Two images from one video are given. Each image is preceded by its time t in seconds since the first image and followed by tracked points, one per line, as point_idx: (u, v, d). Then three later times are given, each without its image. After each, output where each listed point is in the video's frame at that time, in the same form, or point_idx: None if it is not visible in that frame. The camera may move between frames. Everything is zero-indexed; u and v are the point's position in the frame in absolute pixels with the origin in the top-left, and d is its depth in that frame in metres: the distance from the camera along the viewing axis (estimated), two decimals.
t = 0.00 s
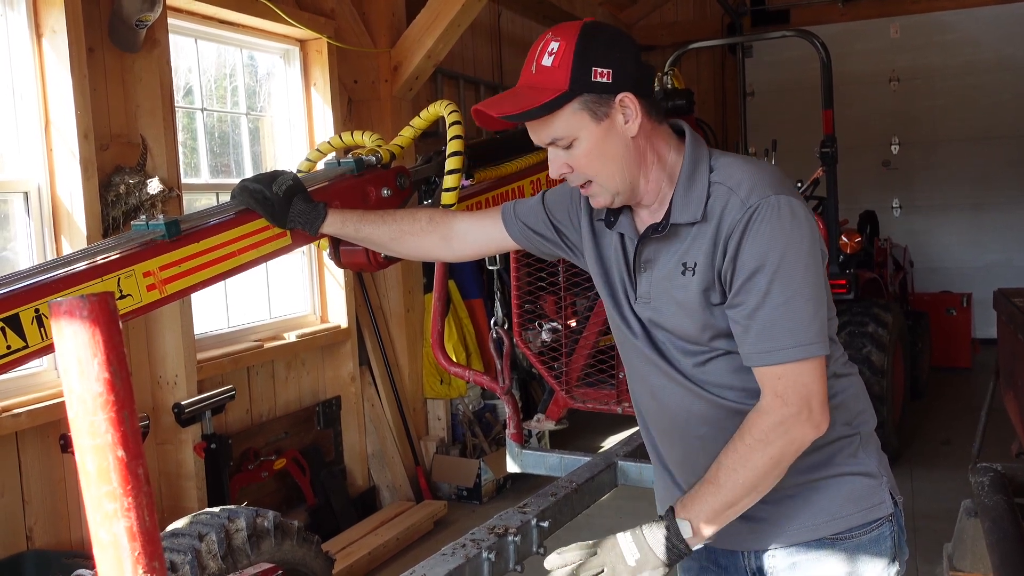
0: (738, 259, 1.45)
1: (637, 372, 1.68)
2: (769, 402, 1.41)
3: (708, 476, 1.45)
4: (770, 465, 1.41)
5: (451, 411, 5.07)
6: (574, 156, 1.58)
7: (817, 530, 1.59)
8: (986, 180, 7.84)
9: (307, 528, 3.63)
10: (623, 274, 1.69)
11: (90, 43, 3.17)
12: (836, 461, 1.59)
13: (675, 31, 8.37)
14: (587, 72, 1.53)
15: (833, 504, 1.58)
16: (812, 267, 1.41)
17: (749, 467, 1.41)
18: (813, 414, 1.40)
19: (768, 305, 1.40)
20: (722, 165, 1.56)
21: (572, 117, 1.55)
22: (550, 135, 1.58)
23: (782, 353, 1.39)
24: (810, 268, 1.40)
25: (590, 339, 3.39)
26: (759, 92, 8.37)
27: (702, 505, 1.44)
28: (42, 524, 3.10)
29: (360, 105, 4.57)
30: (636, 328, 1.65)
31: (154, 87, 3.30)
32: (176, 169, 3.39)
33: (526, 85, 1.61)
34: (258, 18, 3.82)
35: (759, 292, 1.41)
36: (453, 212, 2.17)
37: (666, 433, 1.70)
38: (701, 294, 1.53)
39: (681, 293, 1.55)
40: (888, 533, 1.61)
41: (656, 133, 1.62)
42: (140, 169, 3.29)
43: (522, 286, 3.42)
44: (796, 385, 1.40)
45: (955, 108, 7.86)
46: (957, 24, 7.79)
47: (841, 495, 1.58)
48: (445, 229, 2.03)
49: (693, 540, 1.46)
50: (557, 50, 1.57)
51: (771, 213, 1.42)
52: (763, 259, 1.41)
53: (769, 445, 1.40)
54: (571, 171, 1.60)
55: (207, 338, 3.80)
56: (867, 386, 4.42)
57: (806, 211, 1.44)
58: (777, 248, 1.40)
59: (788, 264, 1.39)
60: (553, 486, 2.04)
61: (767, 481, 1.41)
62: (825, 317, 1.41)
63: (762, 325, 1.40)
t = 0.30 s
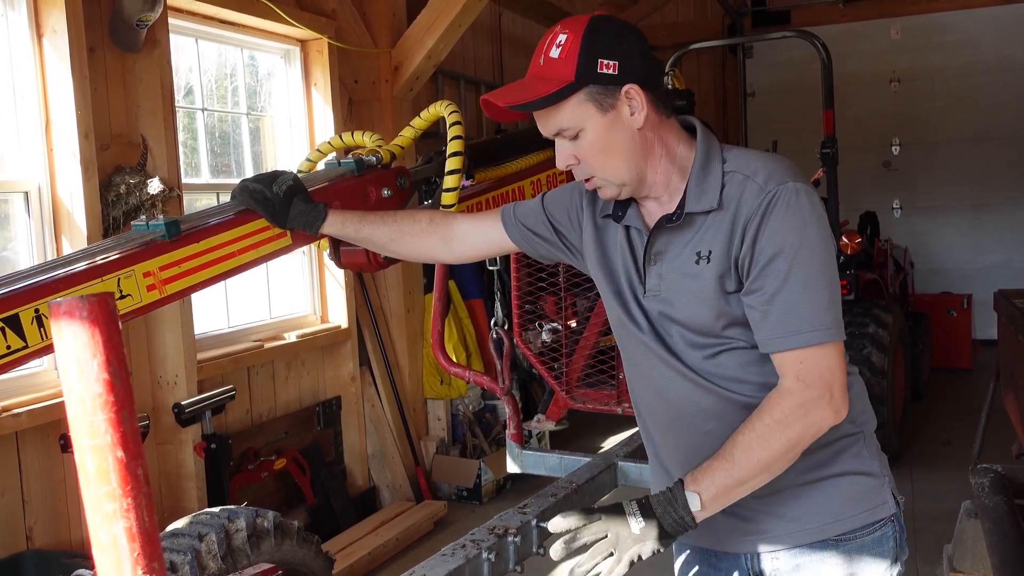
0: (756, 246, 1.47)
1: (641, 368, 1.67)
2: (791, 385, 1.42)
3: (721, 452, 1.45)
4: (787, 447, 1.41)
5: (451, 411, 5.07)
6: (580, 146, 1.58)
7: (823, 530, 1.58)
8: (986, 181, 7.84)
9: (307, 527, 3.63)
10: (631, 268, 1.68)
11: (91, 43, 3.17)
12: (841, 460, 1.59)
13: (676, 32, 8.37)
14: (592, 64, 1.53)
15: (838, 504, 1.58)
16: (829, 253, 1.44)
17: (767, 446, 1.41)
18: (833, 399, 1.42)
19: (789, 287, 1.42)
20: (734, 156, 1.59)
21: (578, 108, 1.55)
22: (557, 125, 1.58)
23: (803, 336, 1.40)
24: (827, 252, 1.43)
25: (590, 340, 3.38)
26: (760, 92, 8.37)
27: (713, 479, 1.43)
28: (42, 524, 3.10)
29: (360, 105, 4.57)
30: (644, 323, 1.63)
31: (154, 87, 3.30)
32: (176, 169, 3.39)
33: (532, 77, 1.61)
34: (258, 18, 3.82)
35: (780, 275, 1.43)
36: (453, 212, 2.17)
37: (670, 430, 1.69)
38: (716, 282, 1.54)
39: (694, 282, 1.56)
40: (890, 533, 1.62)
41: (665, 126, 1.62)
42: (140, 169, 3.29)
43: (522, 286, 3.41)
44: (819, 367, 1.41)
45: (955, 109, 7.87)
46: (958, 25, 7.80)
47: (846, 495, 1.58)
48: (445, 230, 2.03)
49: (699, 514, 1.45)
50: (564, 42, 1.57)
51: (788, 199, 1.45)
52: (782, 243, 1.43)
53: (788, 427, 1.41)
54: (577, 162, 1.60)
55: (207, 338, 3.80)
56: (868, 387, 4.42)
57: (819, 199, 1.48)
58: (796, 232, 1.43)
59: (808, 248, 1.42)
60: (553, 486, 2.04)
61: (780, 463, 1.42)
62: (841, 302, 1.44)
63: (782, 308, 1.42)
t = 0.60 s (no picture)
0: (781, 229, 1.48)
1: (655, 360, 1.65)
2: (824, 362, 1.43)
3: (750, 431, 1.46)
4: (822, 424, 1.43)
5: (450, 411, 5.07)
6: (594, 132, 1.58)
7: (833, 531, 1.58)
8: (986, 181, 7.84)
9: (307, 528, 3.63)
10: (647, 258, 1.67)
11: (90, 42, 3.17)
12: (850, 459, 1.59)
13: (676, 32, 8.37)
14: (608, 48, 1.54)
15: (848, 503, 1.58)
16: (852, 235, 1.46)
17: (800, 424, 1.42)
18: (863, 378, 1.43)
19: (817, 268, 1.43)
20: (750, 145, 1.61)
21: (593, 92, 1.56)
22: (572, 111, 1.58)
23: (834, 316, 1.42)
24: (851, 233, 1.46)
25: (590, 340, 3.38)
26: (759, 93, 8.37)
27: (744, 456, 1.44)
28: (41, 523, 3.10)
29: (360, 104, 4.57)
30: (656, 314, 1.63)
31: (153, 86, 3.30)
32: (176, 170, 3.39)
33: (547, 63, 1.63)
34: (258, 18, 3.82)
35: (809, 256, 1.44)
36: (452, 212, 2.17)
37: (683, 424, 1.67)
38: (739, 267, 1.53)
39: (716, 268, 1.56)
40: (896, 531, 1.63)
41: (679, 115, 1.62)
42: (139, 168, 3.28)
43: (522, 287, 3.41)
44: (851, 346, 1.43)
45: (956, 109, 7.87)
46: (958, 26, 7.80)
47: (855, 494, 1.58)
48: (444, 230, 2.02)
49: (728, 490, 1.46)
50: (579, 28, 1.58)
51: (812, 183, 1.47)
52: (809, 224, 1.44)
53: (822, 404, 1.42)
54: (591, 148, 1.60)
55: (207, 338, 3.80)
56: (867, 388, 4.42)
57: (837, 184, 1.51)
58: (823, 213, 1.44)
59: (835, 228, 1.44)
60: (552, 486, 2.04)
61: (810, 441, 1.43)
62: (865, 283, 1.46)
63: (812, 288, 1.43)
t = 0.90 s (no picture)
0: (780, 232, 1.49)
1: (652, 362, 1.65)
2: (828, 366, 1.43)
3: (756, 437, 1.44)
4: (827, 429, 1.42)
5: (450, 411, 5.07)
6: (593, 134, 1.58)
7: (831, 532, 1.58)
8: (986, 181, 7.84)
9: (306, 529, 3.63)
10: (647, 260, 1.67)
11: (89, 43, 3.17)
12: (849, 460, 1.59)
13: (675, 32, 8.37)
14: (607, 49, 1.55)
15: (846, 505, 1.58)
16: (852, 239, 1.46)
17: (807, 430, 1.42)
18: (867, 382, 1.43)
19: (818, 273, 1.43)
20: (748, 147, 1.61)
21: (592, 93, 1.56)
22: (570, 112, 1.58)
23: (835, 320, 1.42)
24: (852, 236, 1.46)
25: (589, 340, 3.38)
26: (758, 93, 8.37)
27: (751, 464, 1.42)
28: (41, 524, 3.11)
29: (359, 105, 4.58)
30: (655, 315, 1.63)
31: (153, 86, 3.29)
32: (175, 170, 3.38)
33: (546, 65, 1.63)
34: (258, 19, 3.82)
35: (810, 261, 1.44)
36: (451, 213, 2.17)
37: (680, 427, 1.66)
38: (738, 270, 1.54)
39: (715, 270, 1.56)
40: (895, 533, 1.63)
41: (678, 116, 1.62)
42: (138, 168, 3.28)
43: (522, 287, 3.41)
44: (855, 350, 1.43)
45: (955, 109, 7.87)
46: (957, 26, 7.80)
47: (854, 496, 1.58)
48: (443, 231, 2.02)
49: (737, 499, 1.43)
50: (577, 30, 1.58)
51: (812, 186, 1.47)
52: (809, 229, 1.45)
53: (828, 409, 1.42)
54: (590, 150, 1.60)
55: (207, 338, 3.80)
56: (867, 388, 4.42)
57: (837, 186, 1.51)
58: (823, 217, 1.44)
59: (836, 231, 1.44)
60: (552, 486, 2.04)
61: (817, 446, 1.43)
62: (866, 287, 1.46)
63: (813, 293, 1.43)
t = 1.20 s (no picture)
0: (762, 243, 1.48)
1: (639, 367, 1.66)
2: (793, 383, 1.43)
3: (719, 451, 1.47)
4: (790, 444, 1.43)
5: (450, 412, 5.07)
6: (582, 143, 1.58)
7: (820, 532, 1.58)
8: (986, 181, 7.84)
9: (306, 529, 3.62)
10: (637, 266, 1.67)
11: (89, 43, 3.17)
12: (839, 462, 1.59)
13: (675, 33, 8.37)
14: (593, 59, 1.54)
15: (836, 505, 1.58)
16: (836, 251, 1.44)
17: (768, 443, 1.43)
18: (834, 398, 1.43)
19: (795, 287, 1.42)
20: (738, 154, 1.59)
21: (580, 103, 1.55)
22: (559, 123, 1.58)
23: (810, 335, 1.41)
24: (834, 250, 1.44)
25: (589, 340, 3.38)
26: (758, 93, 8.37)
27: (713, 477, 1.45)
28: (40, 524, 3.10)
29: (359, 105, 4.58)
30: (644, 324, 1.64)
31: (153, 86, 3.29)
32: (175, 171, 3.38)
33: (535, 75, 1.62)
34: (257, 19, 3.83)
35: (788, 275, 1.43)
36: (451, 213, 2.17)
37: (666, 431, 1.68)
38: (721, 281, 1.54)
39: (699, 280, 1.56)
40: (888, 535, 1.62)
41: (668, 122, 1.61)
42: (138, 168, 3.28)
43: (522, 288, 3.41)
44: (821, 367, 1.42)
45: (955, 109, 7.87)
46: (957, 26, 7.80)
47: (844, 497, 1.58)
48: (443, 231, 2.02)
49: (698, 511, 1.48)
50: (564, 39, 1.57)
51: (795, 198, 1.45)
52: (789, 242, 1.43)
53: (790, 425, 1.42)
54: (580, 159, 1.60)
55: (206, 338, 3.80)
56: (867, 389, 4.42)
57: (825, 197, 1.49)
58: (804, 231, 1.43)
59: (816, 246, 1.42)
60: (551, 486, 2.04)
61: (780, 461, 1.44)
62: (847, 300, 1.44)
63: (789, 307, 1.42)
